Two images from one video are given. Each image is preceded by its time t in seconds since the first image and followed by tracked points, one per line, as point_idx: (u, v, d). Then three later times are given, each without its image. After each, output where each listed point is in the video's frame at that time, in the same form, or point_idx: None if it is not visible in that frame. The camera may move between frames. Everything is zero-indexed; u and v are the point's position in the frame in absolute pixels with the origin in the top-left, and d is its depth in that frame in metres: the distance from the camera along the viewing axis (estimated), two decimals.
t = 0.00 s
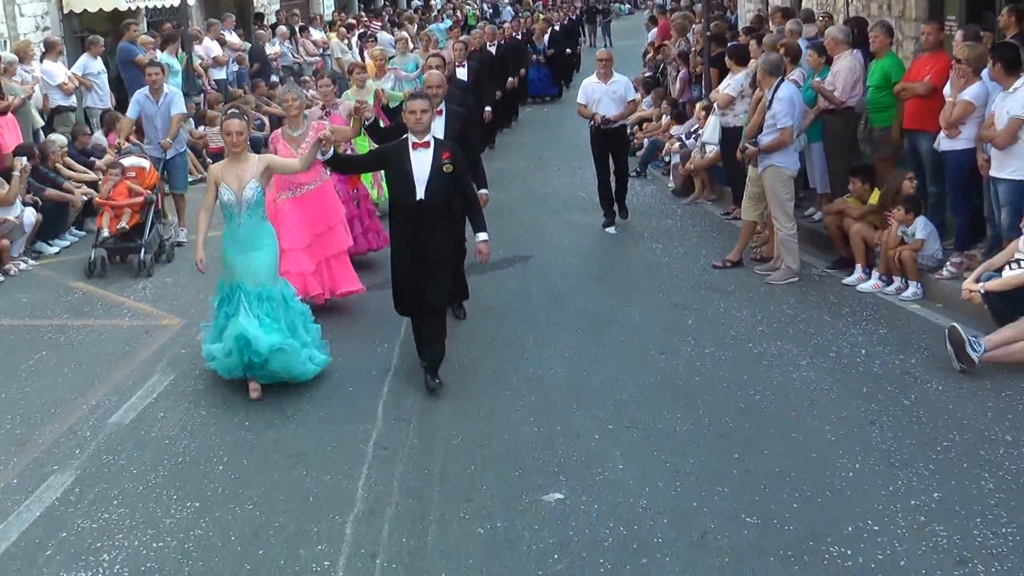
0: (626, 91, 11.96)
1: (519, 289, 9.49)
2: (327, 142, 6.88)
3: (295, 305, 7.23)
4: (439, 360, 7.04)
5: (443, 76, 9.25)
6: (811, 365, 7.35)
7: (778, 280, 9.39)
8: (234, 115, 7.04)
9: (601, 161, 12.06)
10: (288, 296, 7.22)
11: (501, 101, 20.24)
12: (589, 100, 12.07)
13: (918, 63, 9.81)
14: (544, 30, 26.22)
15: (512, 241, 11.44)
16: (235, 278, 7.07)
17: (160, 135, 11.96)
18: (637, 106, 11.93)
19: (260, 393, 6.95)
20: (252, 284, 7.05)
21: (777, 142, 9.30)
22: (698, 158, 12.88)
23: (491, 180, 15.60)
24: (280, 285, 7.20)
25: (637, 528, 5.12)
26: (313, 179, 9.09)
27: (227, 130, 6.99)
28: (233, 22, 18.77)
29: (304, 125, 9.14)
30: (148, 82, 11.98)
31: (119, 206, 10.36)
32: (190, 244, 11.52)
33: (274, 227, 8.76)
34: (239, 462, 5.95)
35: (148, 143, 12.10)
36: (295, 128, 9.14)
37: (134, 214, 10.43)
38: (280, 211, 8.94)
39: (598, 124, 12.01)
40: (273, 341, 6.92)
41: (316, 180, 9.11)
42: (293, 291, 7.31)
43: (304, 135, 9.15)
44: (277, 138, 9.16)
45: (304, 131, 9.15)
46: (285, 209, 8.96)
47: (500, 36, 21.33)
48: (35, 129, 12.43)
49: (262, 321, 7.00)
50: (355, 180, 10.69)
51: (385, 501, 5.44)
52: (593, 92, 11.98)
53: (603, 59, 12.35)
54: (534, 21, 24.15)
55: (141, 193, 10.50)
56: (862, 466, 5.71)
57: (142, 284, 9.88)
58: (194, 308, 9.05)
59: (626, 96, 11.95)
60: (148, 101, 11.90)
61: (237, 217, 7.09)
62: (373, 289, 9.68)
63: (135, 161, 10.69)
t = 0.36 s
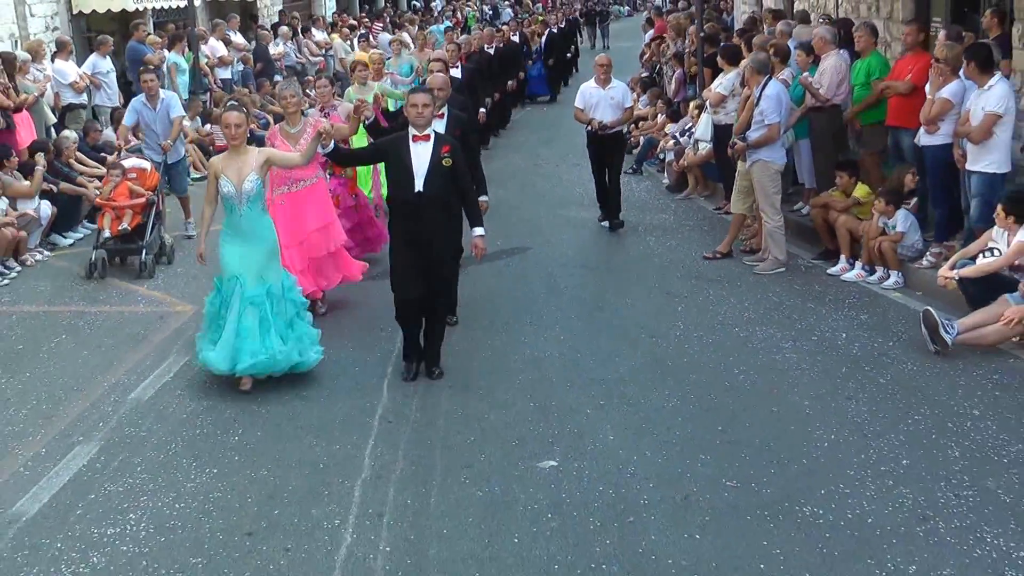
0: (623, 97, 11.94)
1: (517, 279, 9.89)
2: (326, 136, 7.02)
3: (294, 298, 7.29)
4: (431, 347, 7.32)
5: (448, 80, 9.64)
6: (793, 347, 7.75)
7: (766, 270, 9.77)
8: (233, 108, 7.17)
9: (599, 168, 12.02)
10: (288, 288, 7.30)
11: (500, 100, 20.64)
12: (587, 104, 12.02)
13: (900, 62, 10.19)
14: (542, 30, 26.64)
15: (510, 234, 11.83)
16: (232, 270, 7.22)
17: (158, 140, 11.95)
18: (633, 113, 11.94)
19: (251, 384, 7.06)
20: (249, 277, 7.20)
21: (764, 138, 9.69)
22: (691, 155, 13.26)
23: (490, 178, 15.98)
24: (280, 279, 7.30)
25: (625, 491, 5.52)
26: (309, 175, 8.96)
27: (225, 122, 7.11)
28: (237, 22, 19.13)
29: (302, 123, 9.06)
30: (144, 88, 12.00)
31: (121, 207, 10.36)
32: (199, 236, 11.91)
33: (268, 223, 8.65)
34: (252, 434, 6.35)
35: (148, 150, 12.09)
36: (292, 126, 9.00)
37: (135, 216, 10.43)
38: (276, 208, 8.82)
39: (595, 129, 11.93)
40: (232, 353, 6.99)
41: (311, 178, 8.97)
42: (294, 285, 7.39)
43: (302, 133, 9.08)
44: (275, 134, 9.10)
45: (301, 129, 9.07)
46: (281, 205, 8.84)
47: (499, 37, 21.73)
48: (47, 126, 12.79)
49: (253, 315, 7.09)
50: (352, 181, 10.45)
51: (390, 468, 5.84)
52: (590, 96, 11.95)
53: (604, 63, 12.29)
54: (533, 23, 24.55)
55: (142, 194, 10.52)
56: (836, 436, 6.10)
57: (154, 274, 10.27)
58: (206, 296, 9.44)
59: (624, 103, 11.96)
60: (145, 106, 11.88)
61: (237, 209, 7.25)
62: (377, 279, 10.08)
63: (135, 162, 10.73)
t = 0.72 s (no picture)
0: (622, 94, 12.07)
1: (515, 269, 10.26)
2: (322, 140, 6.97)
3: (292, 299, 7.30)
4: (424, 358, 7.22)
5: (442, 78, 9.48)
6: (778, 330, 8.14)
7: (754, 260, 10.16)
8: (229, 110, 7.11)
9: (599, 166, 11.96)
10: (284, 292, 7.26)
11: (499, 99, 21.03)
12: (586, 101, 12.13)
13: (884, 62, 10.58)
14: (541, 32, 27.06)
15: (509, 227, 12.21)
16: (232, 272, 7.12)
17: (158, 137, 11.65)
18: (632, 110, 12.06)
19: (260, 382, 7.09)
20: (249, 279, 7.13)
21: (752, 133, 10.09)
22: (684, 152, 13.63)
23: (489, 175, 16.36)
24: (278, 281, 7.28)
25: (614, 458, 5.90)
26: (307, 178, 9.16)
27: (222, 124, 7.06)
28: (242, 23, 19.53)
29: (303, 125, 9.28)
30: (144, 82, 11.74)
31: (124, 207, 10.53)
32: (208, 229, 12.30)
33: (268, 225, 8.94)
34: (264, 409, 6.75)
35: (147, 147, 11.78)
36: (292, 129, 9.27)
37: (138, 216, 10.61)
38: (278, 212, 9.14)
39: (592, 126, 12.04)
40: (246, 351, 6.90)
41: (311, 181, 9.17)
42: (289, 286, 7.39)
43: (302, 136, 9.27)
44: (276, 137, 9.31)
45: (302, 132, 9.28)
46: (281, 208, 9.14)
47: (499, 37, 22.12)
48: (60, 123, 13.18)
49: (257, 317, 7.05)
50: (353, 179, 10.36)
51: (395, 439, 6.23)
52: (590, 93, 12.05)
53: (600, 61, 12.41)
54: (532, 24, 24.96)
55: (145, 195, 10.68)
56: (814, 410, 6.49)
57: (167, 264, 10.67)
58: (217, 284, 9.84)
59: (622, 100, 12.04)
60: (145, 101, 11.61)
61: (236, 212, 7.17)
62: (380, 269, 10.46)
63: (137, 162, 10.88)
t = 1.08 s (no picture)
0: (619, 97, 11.71)
1: (512, 261, 10.65)
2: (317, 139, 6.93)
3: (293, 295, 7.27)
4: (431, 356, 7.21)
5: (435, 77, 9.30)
6: (763, 316, 8.54)
7: (743, 251, 10.54)
8: (226, 115, 6.96)
9: (598, 168, 11.77)
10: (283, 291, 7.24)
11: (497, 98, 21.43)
12: (581, 106, 11.77)
13: (869, 61, 10.96)
14: (539, 33, 27.48)
15: (507, 222, 12.60)
16: (231, 275, 7.10)
17: (161, 138, 11.80)
18: (630, 113, 11.70)
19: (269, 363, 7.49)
20: (248, 281, 7.10)
21: (741, 128, 10.48)
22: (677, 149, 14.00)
23: (487, 172, 16.74)
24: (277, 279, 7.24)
25: (604, 430, 6.29)
26: (309, 177, 8.92)
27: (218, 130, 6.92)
28: (245, 23, 19.91)
29: (301, 125, 9.13)
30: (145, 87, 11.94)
31: (122, 207, 10.32)
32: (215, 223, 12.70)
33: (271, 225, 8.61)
34: (274, 388, 7.13)
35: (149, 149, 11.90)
36: (292, 128, 9.12)
37: (136, 216, 10.39)
38: (277, 210, 8.80)
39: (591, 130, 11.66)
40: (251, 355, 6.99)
41: (312, 179, 8.95)
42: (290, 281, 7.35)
43: (301, 134, 9.18)
44: (275, 137, 9.16)
45: (300, 130, 9.18)
46: (283, 207, 8.81)
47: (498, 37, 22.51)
48: (70, 121, 13.53)
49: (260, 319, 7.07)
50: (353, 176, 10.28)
51: (398, 414, 6.62)
52: (585, 98, 11.69)
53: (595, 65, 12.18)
54: (530, 24, 25.37)
55: (144, 195, 10.48)
56: (795, 388, 6.88)
57: (177, 256, 11.07)
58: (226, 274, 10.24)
59: (620, 103, 11.68)
60: (148, 104, 11.77)
61: (231, 217, 7.07)
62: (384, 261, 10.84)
63: (138, 163, 10.71)
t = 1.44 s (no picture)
0: (617, 96, 11.81)
1: (510, 253, 11.05)
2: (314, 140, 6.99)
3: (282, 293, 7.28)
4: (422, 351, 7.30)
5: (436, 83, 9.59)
6: (749, 302, 8.93)
7: (732, 243, 10.92)
8: (224, 107, 7.10)
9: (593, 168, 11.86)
10: (275, 285, 7.28)
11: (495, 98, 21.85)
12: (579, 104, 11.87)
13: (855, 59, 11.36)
14: (536, 34, 27.93)
15: (505, 216, 12.99)
16: (220, 269, 7.20)
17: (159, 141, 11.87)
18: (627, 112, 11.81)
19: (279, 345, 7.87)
20: (235, 275, 7.18)
21: (730, 125, 10.86)
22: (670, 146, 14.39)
23: (486, 170, 17.13)
24: (269, 276, 7.29)
25: (596, 404, 6.68)
26: (304, 175, 8.95)
27: (215, 121, 7.07)
28: (248, 25, 20.30)
29: (297, 122, 9.09)
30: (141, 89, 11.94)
31: (117, 208, 10.34)
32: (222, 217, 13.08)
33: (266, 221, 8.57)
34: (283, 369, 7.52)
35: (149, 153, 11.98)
36: (287, 125, 9.07)
37: (131, 217, 10.40)
38: (273, 205, 8.75)
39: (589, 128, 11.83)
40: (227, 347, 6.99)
41: (308, 177, 8.98)
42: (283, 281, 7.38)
43: (297, 131, 9.10)
44: (270, 133, 9.08)
45: (296, 128, 9.12)
46: (279, 203, 8.77)
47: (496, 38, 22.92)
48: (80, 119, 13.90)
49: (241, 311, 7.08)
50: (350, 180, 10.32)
51: (402, 392, 7.02)
52: (584, 97, 11.78)
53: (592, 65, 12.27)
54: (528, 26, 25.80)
55: (140, 196, 10.47)
56: (777, 367, 7.28)
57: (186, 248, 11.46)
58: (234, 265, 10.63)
59: (616, 102, 11.79)
60: (144, 108, 11.81)
61: (223, 208, 7.26)
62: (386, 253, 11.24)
63: (137, 163, 10.70)
